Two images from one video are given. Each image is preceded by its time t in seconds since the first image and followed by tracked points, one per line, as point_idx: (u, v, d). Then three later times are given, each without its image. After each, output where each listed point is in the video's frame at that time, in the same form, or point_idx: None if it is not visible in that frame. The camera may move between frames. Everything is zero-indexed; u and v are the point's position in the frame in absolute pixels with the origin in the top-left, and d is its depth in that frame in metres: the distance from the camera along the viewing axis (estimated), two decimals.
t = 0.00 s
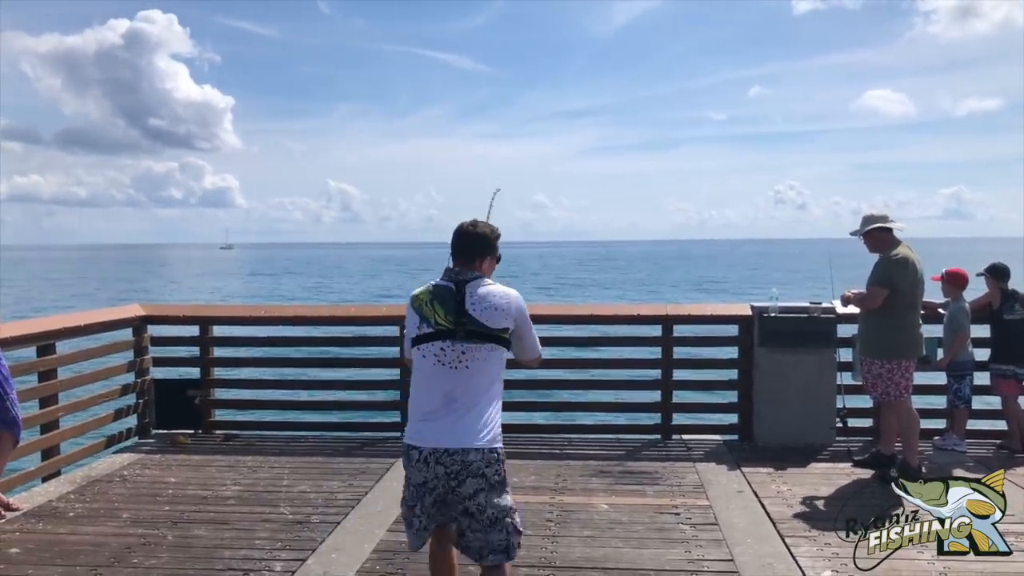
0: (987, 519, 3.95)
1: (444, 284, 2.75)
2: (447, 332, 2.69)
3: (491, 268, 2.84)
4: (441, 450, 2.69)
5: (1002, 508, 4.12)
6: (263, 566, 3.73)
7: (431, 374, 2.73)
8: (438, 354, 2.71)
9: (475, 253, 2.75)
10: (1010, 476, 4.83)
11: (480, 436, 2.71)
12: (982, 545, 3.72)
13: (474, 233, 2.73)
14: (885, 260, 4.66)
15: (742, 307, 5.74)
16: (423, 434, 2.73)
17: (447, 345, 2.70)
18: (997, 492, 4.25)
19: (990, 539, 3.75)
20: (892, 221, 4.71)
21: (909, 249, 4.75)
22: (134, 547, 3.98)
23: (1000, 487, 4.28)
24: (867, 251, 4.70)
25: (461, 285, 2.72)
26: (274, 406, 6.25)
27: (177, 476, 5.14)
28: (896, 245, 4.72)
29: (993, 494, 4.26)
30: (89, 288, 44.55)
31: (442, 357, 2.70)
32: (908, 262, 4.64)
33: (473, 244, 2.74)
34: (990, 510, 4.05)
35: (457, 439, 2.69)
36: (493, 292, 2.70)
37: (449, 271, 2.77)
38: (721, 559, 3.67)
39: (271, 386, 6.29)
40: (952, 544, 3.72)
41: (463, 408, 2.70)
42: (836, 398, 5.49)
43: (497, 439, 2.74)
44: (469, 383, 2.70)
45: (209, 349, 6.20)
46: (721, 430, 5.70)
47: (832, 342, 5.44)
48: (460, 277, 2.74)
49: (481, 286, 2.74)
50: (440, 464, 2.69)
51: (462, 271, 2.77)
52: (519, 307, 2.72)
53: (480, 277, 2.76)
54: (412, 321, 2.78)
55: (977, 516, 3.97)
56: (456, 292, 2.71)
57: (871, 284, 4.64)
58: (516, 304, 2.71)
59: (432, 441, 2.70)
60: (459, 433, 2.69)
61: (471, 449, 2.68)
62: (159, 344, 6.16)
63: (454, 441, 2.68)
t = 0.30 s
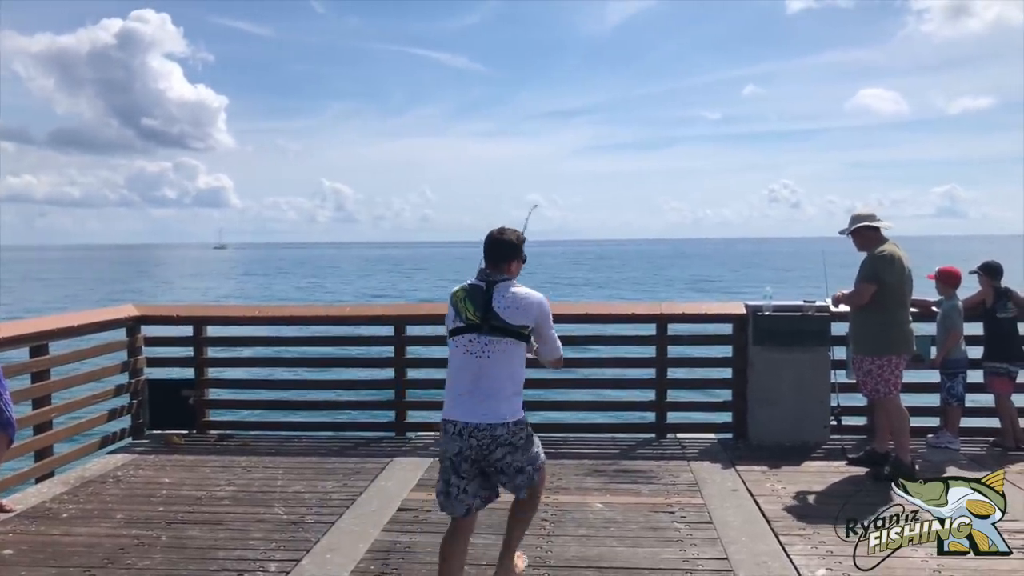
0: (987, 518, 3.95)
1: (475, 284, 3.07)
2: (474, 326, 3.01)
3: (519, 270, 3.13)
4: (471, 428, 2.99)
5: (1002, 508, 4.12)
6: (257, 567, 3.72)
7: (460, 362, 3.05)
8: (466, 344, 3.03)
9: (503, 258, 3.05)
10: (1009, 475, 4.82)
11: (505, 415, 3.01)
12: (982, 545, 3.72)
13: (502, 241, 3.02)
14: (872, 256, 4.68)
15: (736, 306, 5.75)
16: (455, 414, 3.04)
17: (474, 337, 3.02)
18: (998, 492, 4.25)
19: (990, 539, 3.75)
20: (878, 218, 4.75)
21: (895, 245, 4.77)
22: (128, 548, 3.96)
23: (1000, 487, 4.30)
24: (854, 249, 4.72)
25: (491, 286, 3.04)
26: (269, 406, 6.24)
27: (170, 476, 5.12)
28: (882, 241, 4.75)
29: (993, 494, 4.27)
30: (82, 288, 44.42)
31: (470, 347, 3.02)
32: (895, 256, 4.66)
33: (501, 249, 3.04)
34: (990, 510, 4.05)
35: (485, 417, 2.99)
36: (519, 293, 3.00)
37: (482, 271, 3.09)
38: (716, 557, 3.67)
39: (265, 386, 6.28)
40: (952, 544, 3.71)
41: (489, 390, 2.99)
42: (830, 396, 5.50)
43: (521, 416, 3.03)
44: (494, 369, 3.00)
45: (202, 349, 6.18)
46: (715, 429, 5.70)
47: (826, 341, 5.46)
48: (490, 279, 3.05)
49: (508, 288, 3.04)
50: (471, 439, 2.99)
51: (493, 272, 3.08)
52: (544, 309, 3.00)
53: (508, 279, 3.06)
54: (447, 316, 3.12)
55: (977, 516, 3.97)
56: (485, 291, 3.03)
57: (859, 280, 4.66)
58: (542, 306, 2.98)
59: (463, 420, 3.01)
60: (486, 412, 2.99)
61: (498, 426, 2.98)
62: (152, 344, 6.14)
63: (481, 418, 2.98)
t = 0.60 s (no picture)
0: (987, 518, 3.98)
1: (523, 284, 3.69)
2: (519, 320, 3.64)
3: (559, 276, 3.76)
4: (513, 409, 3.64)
5: (1002, 508, 4.15)
6: (249, 570, 3.71)
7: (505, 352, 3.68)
8: (512, 335, 3.65)
9: (548, 264, 3.67)
10: (1008, 477, 4.83)
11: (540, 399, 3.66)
12: (982, 545, 3.74)
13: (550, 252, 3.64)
14: (860, 257, 4.71)
15: (729, 309, 5.77)
16: (498, 397, 3.67)
17: (518, 330, 3.64)
18: (998, 492, 4.28)
19: (990, 539, 3.77)
20: (866, 222, 4.79)
21: (881, 247, 4.82)
22: (120, 552, 3.95)
23: (1000, 486, 4.32)
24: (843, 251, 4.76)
25: (536, 287, 3.67)
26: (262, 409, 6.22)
27: (163, 480, 5.11)
28: (869, 243, 4.79)
29: (993, 494, 4.29)
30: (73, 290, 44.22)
31: (514, 337, 3.65)
32: (882, 258, 4.70)
33: (548, 258, 3.66)
34: (990, 510, 4.08)
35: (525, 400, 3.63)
36: (560, 296, 3.63)
37: (529, 273, 3.71)
38: (709, 560, 3.68)
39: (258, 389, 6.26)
40: (952, 544, 3.74)
41: (529, 377, 3.64)
42: (823, 399, 5.52)
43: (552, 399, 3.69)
44: (534, 359, 3.65)
45: (195, 352, 6.16)
46: (708, 431, 5.71)
47: (818, 344, 5.48)
48: (535, 281, 3.69)
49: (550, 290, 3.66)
50: (512, 418, 3.64)
51: (538, 276, 3.71)
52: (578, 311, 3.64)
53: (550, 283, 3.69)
54: (495, 309, 3.74)
55: (977, 516, 4.00)
56: (531, 292, 3.66)
57: (848, 280, 4.67)
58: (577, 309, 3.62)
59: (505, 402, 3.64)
60: (526, 395, 3.62)
61: (535, 407, 3.62)
62: (145, 347, 6.12)
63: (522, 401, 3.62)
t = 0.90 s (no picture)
0: (987, 519, 4.00)
1: (548, 291, 4.51)
2: (546, 322, 4.47)
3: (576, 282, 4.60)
4: (545, 397, 4.49)
5: (1002, 508, 4.18)
6: (241, 572, 3.70)
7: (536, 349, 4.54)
8: (540, 335, 4.50)
9: (568, 273, 4.46)
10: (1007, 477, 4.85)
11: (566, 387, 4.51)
12: (982, 545, 3.76)
13: (570, 265, 4.43)
14: (850, 258, 4.72)
15: (721, 310, 5.78)
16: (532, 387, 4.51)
17: (544, 330, 4.49)
18: (998, 492, 4.32)
19: (990, 539, 3.79)
20: (856, 223, 4.81)
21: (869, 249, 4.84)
22: (110, 554, 3.93)
23: (1000, 488, 4.37)
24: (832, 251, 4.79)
25: (559, 294, 4.49)
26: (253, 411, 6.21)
27: (154, 481, 5.09)
28: (858, 245, 4.81)
29: (993, 494, 4.33)
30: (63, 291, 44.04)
31: (542, 337, 4.50)
32: (872, 259, 4.72)
33: (567, 268, 4.44)
34: (990, 510, 4.11)
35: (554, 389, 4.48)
36: (579, 301, 4.47)
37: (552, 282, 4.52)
38: (701, 560, 3.68)
39: (249, 390, 6.24)
40: (952, 544, 3.76)
41: (557, 369, 4.48)
42: (814, 400, 5.53)
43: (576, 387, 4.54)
44: (559, 354, 4.49)
45: (186, 353, 6.14)
46: (700, 433, 5.72)
47: (809, 345, 5.49)
48: (557, 288, 4.49)
49: (571, 296, 4.48)
50: (545, 405, 4.49)
51: (561, 284, 4.50)
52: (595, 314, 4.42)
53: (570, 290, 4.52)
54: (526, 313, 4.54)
55: (977, 516, 4.02)
56: (555, 298, 4.49)
57: (838, 280, 4.68)
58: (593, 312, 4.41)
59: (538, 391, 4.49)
60: (555, 385, 4.48)
61: (563, 394, 4.47)
62: (135, 348, 6.09)
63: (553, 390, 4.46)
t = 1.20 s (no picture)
0: (987, 519, 3.99)
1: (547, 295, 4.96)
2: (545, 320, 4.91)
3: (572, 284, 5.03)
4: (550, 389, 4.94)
5: (1003, 508, 4.18)
6: (223, 569, 3.68)
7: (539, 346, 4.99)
8: (541, 333, 4.95)
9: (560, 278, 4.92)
10: (1007, 474, 4.95)
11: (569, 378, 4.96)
12: (982, 545, 3.74)
13: (564, 270, 4.89)
14: (837, 252, 4.74)
15: (706, 308, 5.80)
16: (538, 380, 4.96)
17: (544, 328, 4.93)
18: (997, 492, 4.34)
19: (990, 539, 3.78)
20: (836, 218, 4.87)
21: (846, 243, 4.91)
22: (92, 552, 3.90)
23: (1000, 486, 4.40)
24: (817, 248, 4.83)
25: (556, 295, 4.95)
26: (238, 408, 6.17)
27: (136, 478, 5.05)
28: (838, 239, 4.87)
29: (993, 494, 4.35)
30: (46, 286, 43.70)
31: (544, 334, 4.94)
32: (853, 253, 4.78)
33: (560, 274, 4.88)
34: (989, 510, 4.11)
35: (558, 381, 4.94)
36: (574, 300, 4.90)
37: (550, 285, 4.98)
38: (684, 557, 3.69)
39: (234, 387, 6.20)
40: (952, 544, 3.73)
41: (561, 363, 4.94)
42: (798, 397, 5.57)
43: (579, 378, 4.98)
44: (561, 349, 4.94)
45: (170, 350, 6.10)
46: (685, 430, 5.74)
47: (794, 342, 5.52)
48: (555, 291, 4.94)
49: (566, 297, 4.94)
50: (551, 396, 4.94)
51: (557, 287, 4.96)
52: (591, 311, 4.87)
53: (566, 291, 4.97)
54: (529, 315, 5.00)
55: (978, 516, 4.02)
56: (553, 300, 4.94)
57: (829, 274, 4.69)
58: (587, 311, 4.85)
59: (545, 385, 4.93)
60: (559, 378, 4.93)
61: (567, 385, 4.92)
62: (119, 344, 6.05)
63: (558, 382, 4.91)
